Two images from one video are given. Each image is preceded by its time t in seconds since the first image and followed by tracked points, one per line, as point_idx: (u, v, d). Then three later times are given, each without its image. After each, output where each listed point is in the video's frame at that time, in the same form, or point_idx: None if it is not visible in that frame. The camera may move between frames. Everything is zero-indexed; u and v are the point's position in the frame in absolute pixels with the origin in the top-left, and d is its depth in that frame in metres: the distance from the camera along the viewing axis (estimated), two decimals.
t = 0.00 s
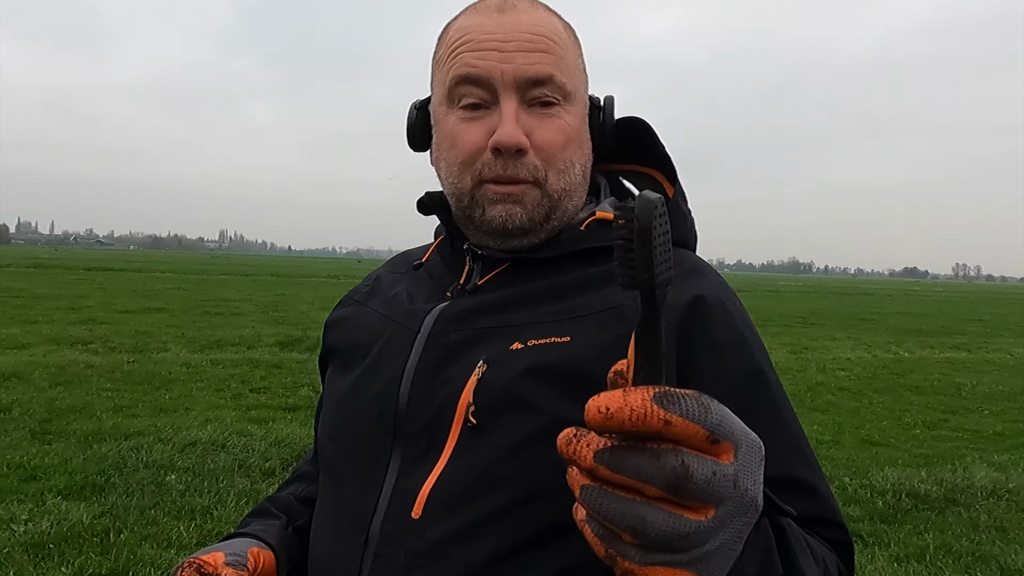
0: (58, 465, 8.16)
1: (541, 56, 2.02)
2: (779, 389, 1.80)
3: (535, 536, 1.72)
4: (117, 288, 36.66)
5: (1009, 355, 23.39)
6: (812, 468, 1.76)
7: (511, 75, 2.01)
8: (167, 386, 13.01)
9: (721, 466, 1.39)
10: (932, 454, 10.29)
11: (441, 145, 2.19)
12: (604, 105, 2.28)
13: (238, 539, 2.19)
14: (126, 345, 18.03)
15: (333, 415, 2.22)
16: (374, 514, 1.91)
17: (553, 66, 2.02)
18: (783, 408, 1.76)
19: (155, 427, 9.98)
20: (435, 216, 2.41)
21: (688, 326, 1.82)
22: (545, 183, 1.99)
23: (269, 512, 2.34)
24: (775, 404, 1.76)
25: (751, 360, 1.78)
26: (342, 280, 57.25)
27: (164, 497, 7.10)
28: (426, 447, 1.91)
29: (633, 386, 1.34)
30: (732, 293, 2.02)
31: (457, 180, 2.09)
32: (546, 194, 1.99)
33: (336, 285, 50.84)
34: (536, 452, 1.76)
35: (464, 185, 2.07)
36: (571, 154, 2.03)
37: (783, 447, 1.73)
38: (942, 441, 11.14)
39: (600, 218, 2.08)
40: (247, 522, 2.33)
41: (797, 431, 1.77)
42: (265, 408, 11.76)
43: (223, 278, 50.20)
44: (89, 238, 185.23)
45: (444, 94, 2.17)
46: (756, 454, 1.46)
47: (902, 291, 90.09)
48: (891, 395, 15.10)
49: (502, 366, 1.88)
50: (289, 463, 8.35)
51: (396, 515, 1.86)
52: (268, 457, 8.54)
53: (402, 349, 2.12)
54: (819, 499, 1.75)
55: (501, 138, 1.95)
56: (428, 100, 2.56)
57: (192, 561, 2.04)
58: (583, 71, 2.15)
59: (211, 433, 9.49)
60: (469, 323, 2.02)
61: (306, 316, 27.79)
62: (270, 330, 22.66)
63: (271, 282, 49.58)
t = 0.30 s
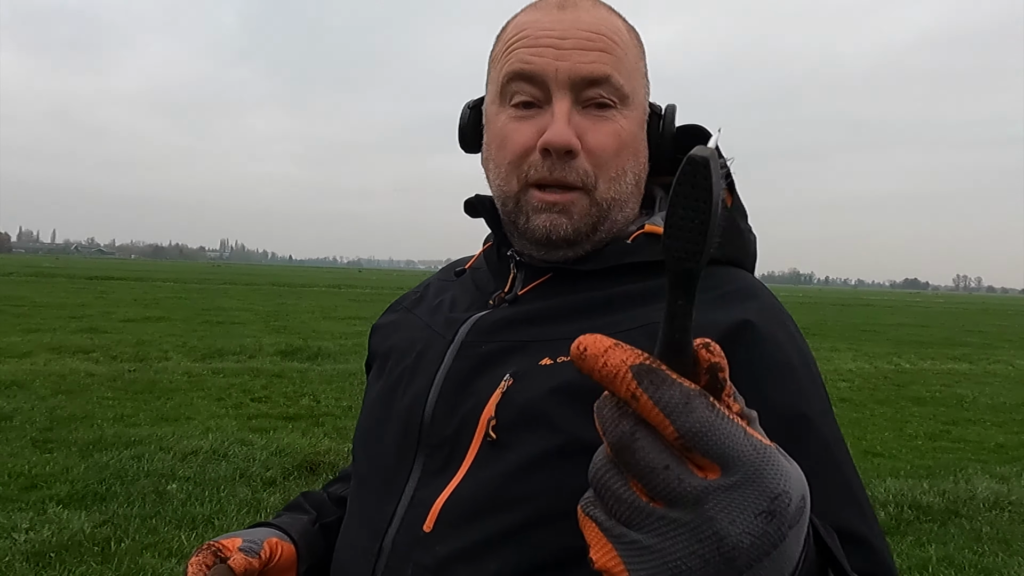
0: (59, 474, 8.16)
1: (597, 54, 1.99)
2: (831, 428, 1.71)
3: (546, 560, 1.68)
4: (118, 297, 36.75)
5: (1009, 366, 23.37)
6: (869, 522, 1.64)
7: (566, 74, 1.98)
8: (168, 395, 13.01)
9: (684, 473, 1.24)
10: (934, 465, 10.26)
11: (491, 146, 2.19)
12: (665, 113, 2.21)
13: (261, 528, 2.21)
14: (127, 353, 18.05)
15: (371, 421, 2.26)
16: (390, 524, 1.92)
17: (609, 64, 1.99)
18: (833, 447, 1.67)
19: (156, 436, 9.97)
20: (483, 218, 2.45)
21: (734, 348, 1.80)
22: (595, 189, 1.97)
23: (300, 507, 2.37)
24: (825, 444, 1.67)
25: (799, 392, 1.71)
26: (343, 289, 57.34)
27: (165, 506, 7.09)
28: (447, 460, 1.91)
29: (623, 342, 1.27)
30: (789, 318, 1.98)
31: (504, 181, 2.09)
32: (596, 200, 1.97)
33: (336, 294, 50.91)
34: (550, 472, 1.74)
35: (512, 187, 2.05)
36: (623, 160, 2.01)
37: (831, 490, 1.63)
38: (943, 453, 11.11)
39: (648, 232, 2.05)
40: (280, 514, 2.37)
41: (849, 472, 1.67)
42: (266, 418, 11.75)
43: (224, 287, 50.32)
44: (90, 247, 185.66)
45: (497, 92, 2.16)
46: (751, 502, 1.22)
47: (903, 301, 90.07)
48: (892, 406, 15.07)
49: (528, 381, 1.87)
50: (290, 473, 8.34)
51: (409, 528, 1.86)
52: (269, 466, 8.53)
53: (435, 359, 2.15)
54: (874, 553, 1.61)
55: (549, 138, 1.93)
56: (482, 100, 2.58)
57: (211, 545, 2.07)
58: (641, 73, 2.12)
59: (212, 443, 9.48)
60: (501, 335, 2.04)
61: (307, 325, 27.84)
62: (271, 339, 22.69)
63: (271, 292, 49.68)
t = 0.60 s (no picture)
0: (55, 479, 8.14)
1: (657, 61, 1.95)
2: (873, 458, 1.62)
3: None
4: (112, 302, 36.69)
5: (1001, 372, 23.47)
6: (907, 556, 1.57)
7: (623, 78, 1.95)
8: (164, 401, 13.00)
9: (731, 487, 1.26)
10: (929, 471, 10.31)
11: (540, 143, 2.18)
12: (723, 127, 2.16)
13: (287, 521, 2.23)
14: (122, 359, 18.03)
15: (402, 421, 2.27)
16: (410, 530, 1.95)
17: (667, 73, 1.95)
18: (873, 479, 1.58)
19: (153, 441, 9.96)
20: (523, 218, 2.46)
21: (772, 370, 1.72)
22: (642, 197, 1.94)
23: (331, 502, 2.40)
24: (865, 474, 1.58)
25: (842, 417, 1.62)
26: (338, 295, 57.33)
27: (161, 512, 7.08)
28: (471, 470, 1.92)
29: (661, 348, 1.31)
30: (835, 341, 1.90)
31: (552, 180, 2.08)
32: (641, 207, 1.94)
33: (331, 300, 50.91)
34: (569, 486, 1.73)
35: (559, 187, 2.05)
36: (674, 170, 1.98)
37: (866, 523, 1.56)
38: (938, 458, 11.15)
39: (691, 242, 2.02)
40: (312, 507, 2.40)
41: (888, 506, 1.58)
42: (263, 423, 11.73)
43: (219, 293, 50.28)
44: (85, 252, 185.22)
45: (551, 90, 2.15)
46: (803, 517, 1.23)
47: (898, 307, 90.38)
48: (887, 412, 15.11)
49: (556, 392, 1.86)
50: (287, 479, 8.34)
51: (428, 535, 1.88)
52: (266, 471, 8.52)
53: (467, 366, 2.15)
54: None
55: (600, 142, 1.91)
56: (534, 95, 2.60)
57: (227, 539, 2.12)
58: (702, 84, 2.07)
59: (209, 448, 9.48)
60: (531, 345, 2.04)
61: (302, 330, 27.86)
62: (266, 344, 22.68)
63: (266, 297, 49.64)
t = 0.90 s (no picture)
0: (50, 481, 8.13)
1: (668, 64, 1.94)
2: (883, 467, 1.60)
3: None
4: (106, 303, 36.61)
5: (993, 373, 23.60)
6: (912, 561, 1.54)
7: (635, 81, 1.94)
8: (159, 402, 12.99)
9: (759, 485, 1.25)
10: (921, 471, 10.37)
11: (549, 146, 2.16)
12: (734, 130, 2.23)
13: (295, 519, 2.25)
14: (117, 360, 18.02)
15: (410, 425, 2.28)
16: (418, 533, 1.95)
17: (679, 75, 1.95)
18: (880, 487, 1.56)
19: (148, 443, 9.95)
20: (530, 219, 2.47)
21: (775, 378, 1.73)
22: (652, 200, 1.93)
23: (341, 501, 2.43)
24: (872, 484, 1.56)
25: (847, 422, 1.62)
26: (333, 297, 57.28)
27: (156, 514, 7.08)
28: (478, 475, 1.92)
29: (640, 387, 1.22)
30: (847, 351, 1.87)
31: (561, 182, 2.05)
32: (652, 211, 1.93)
33: (326, 301, 50.87)
34: (574, 491, 1.73)
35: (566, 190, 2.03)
36: (685, 173, 1.99)
37: (871, 530, 1.53)
38: (931, 458, 11.22)
39: (699, 245, 2.04)
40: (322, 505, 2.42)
41: (896, 516, 1.56)
42: (258, 425, 11.73)
43: (213, 295, 50.21)
44: (78, 254, 184.68)
45: (560, 91, 2.13)
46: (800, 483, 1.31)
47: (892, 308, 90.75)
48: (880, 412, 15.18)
49: (562, 397, 1.86)
50: (283, 480, 8.35)
51: (436, 539, 1.88)
52: (261, 473, 8.53)
53: (475, 370, 2.16)
54: None
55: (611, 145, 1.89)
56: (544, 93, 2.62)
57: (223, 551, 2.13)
58: (712, 87, 2.08)
59: (204, 450, 9.47)
60: (539, 349, 2.03)
61: (297, 332, 27.85)
62: (261, 346, 22.67)
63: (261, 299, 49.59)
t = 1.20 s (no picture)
0: (53, 482, 8.17)
1: (661, 68, 1.97)
2: (870, 456, 1.63)
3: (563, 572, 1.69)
4: (109, 306, 36.65)
5: (995, 375, 23.59)
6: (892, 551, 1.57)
7: (627, 85, 1.97)
8: (161, 404, 13.03)
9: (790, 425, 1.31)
10: (922, 472, 10.37)
11: (542, 148, 2.19)
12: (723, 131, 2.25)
13: (292, 514, 2.28)
14: (119, 362, 18.07)
15: (407, 421, 2.31)
16: (418, 528, 1.98)
17: (670, 79, 1.98)
18: (864, 477, 1.59)
19: (150, 444, 9.98)
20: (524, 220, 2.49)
21: (766, 374, 1.74)
22: (643, 201, 1.96)
23: (336, 496, 2.46)
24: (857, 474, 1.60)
25: (836, 413, 1.64)
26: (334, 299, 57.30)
27: (159, 514, 7.12)
28: (476, 470, 1.95)
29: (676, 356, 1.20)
30: (837, 351, 1.87)
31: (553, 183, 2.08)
32: (644, 212, 1.97)
33: (327, 303, 50.90)
34: (570, 486, 1.75)
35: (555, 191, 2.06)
36: (676, 174, 2.02)
37: (856, 520, 1.55)
38: (932, 460, 11.22)
39: (690, 245, 2.08)
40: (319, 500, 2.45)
41: (880, 506, 1.59)
42: (260, 426, 11.77)
43: (214, 297, 50.25)
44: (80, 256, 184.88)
45: (554, 93, 2.15)
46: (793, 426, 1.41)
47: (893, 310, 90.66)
48: (881, 414, 15.19)
49: (558, 394, 1.89)
50: (284, 481, 8.38)
51: (435, 535, 1.91)
52: (263, 474, 8.56)
53: (472, 367, 2.19)
54: None
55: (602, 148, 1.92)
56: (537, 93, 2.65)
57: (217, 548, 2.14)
58: (703, 89, 2.10)
59: (206, 451, 9.50)
60: (535, 347, 2.06)
61: (298, 334, 27.90)
62: (263, 348, 22.71)
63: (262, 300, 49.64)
